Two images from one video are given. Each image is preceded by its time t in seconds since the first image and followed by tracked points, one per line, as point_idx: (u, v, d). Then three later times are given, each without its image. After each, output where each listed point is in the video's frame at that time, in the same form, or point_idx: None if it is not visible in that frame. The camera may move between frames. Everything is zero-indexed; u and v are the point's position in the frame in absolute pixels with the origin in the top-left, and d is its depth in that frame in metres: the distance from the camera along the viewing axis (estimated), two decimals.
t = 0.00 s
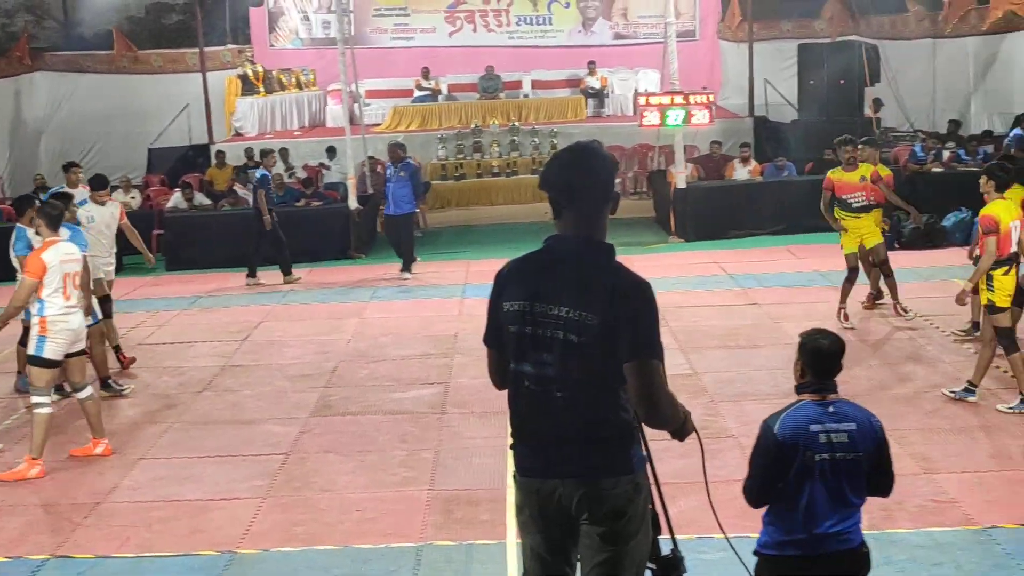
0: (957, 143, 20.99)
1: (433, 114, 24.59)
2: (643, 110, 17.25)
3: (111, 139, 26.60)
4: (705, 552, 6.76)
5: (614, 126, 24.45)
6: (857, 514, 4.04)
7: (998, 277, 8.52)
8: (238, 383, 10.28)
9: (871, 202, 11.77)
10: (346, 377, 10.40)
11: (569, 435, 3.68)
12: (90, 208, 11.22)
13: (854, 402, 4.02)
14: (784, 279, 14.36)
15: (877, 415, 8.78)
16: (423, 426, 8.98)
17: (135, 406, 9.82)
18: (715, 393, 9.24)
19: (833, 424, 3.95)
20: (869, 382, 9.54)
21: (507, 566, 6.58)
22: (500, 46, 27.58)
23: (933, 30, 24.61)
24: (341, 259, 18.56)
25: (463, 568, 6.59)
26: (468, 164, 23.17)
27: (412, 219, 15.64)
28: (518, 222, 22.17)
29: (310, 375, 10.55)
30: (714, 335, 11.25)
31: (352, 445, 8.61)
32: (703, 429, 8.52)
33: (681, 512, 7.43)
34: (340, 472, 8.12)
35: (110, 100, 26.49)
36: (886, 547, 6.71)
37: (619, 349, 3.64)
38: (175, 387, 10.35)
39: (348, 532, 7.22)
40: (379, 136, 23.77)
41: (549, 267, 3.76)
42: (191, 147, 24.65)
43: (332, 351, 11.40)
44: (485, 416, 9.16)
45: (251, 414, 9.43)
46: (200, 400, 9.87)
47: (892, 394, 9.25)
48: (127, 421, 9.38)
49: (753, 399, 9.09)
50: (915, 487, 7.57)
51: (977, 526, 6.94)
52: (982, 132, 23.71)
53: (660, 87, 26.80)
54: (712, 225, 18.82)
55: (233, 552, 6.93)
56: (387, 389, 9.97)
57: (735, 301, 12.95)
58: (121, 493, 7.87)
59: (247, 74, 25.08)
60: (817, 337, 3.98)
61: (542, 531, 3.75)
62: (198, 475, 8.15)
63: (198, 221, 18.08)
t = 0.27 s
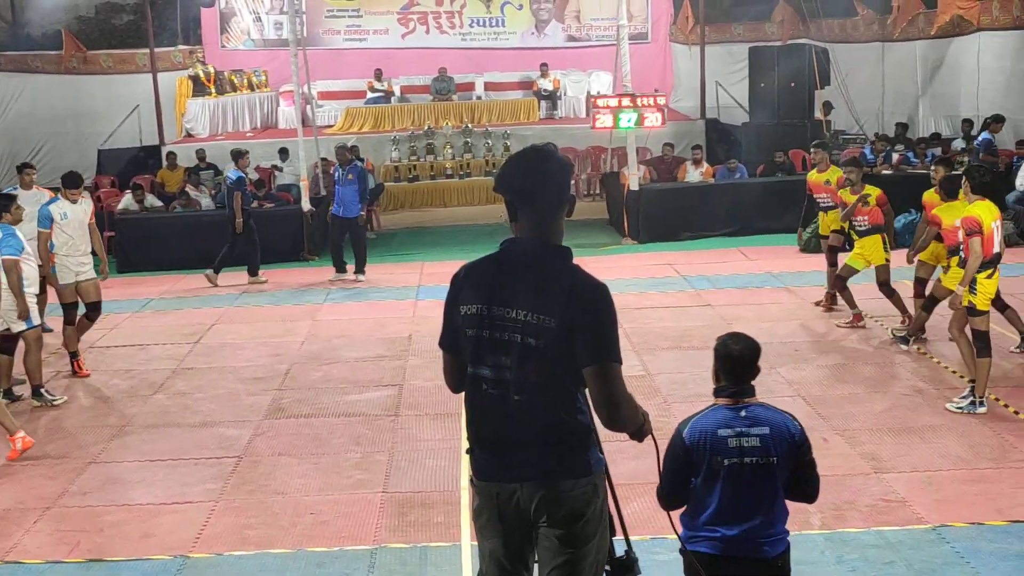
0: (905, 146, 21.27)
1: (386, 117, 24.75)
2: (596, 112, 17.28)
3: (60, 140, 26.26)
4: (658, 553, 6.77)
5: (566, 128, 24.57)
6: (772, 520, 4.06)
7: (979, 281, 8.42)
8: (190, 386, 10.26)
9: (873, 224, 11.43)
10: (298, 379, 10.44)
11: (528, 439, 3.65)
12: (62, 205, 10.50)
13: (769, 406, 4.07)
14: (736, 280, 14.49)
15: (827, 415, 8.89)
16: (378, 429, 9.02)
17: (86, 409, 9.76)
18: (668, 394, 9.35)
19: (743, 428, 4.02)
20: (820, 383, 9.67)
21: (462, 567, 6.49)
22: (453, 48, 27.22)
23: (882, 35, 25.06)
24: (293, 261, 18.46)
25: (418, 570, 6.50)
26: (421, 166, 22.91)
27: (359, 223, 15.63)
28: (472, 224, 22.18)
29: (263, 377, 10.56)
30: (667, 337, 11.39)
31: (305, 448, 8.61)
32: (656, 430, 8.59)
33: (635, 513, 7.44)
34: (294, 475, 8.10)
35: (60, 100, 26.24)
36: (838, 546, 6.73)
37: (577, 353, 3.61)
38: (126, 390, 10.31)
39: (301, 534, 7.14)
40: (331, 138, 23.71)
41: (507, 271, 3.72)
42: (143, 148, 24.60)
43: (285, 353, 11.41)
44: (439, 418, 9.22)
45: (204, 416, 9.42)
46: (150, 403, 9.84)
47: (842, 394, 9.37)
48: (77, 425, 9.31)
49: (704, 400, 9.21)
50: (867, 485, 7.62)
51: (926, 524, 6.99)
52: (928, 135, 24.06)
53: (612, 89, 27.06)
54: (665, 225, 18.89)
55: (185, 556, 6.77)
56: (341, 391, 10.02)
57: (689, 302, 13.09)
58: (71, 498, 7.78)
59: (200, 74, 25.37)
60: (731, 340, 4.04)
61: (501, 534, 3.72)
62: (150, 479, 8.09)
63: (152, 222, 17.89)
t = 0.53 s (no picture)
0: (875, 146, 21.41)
1: (358, 115, 24.55)
2: (568, 111, 17.32)
3: (30, 139, 26.51)
4: (630, 552, 6.76)
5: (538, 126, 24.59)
6: (708, 522, 4.09)
7: (986, 284, 8.28)
8: (162, 386, 10.22)
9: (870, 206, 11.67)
10: (270, 378, 10.42)
11: (503, 439, 3.57)
12: (64, 211, 9.94)
13: (703, 407, 4.09)
14: (708, 279, 14.52)
15: (799, 414, 8.93)
16: (350, 428, 9.02)
17: (56, 409, 9.70)
18: (640, 394, 9.39)
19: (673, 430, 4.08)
20: (793, 381, 9.71)
21: (434, 567, 6.47)
22: (424, 47, 27.21)
23: (852, 35, 25.35)
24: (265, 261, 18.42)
25: (390, 569, 6.47)
26: (393, 164, 22.95)
27: (322, 222, 15.62)
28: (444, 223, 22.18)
29: (235, 376, 10.53)
30: (640, 336, 11.44)
31: (277, 448, 8.60)
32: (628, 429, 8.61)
33: (606, 512, 7.45)
34: (266, 476, 8.07)
35: (29, 99, 26.42)
36: (809, 544, 6.76)
37: (552, 352, 3.54)
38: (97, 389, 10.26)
39: (273, 534, 7.10)
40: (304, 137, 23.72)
41: (481, 271, 3.64)
42: (112, 147, 24.63)
43: (257, 352, 11.38)
44: (411, 417, 9.23)
45: (175, 416, 9.39)
46: (120, 403, 9.80)
47: (813, 393, 9.42)
48: (47, 425, 9.26)
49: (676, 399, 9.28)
50: (838, 483, 7.65)
51: (896, 522, 7.03)
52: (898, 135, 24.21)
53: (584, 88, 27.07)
54: (637, 224, 18.94)
55: (155, 557, 6.71)
56: (313, 391, 10.00)
57: (662, 301, 13.12)
58: (40, 499, 7.71)
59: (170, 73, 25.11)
60: (664, 342, 4.09)
61: (477, 534, 3.64)
62: (120, 479, 8.05)
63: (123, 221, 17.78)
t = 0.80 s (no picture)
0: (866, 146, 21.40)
1: (349, 115, 24.52)
2: (559, 111, 17.33)
3: (20, 139, 26.50)
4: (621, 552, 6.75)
5: (528, 126, 24.64)
6: (681, 528, 4.12)
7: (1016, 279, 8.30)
8: (153, 386, 10.21)
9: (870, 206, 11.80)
10: (260, 378, 10.41)
11: (494, 438, 3.56)
12: (82, 210, 9.76)
13: (678, 413, 4.12)
14: (699, 279, 14.53)
15: (790, 414, 8.94)
16: (341, 428, 9.02)
17: (47, 408, 9.70)
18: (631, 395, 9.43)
19: (647, 434, 4.12)
20: (784, 381, 9.74)
21: (425, 567, 6.47)
22: (415, 47, 27.17)
23: (843, 35, 25.37)
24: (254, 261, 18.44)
25: (381, 569, 6.47)
26: (384, 164, 22.92)
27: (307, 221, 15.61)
28: (435, 223, 22.17)
29: (226, 376, 10.53)
30: (631, 336, 11.46)
31: (267, 448, 8.59)
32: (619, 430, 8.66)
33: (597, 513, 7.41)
34: (256, 476, 8.06)
35: (19, 99, 26.43)
36: (800, 544, 6.77)
37: (541, 352, 3.54)
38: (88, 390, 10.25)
39: (264, 534, 7.09)
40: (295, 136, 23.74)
41: (471, 272, 3.64)
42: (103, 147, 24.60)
43: (248, 352, 11.38)
44: (402, 417, 9.23)
45: (165, 416, 9.39)
46: (111, 403, 9.79)
47: (805, 393, 9.43)
48: (37, 425, 9.26)
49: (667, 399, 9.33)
50: (829, 483, 7.66)
51: (887, 522, 7.04)
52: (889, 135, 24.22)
53: (576, 89, 27.11)
54: (628, 225, 18.94)
55: (146, 557, 6.71)
56: (305, 391, 10.00)
57: (653, 301, 13.13)
58: (31, 499, 7.70)
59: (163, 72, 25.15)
60: (639, 345, 4.12)
61: (468, 533, 3.64)
62: (111, 479, 8.04)
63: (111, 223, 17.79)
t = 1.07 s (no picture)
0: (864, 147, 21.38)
1: (347, 115, 24.55)
2: (556, 112, 17.33)
3: (17, 139, 26.46)
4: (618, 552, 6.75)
5: (526, 127, 24.66)
6: (654, 538, 4.17)
7: None
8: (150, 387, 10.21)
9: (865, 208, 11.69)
10: (258, 379, 10.41)
11: (489, 437, 3.55)
12: (111, 223, 9.51)
13: (661, 424, 4.16)
14: (697, 280, 14.53)
15: (788, 414, 8.94)
16: (339, 429, 9.02)
17: (44, 409, 9.69)
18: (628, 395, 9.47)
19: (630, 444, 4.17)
20: (781, 382, 9.74)
21: (421, 567, 6.48)
22: (412, 47, 27.17)
23: (840, 36, 25.41)
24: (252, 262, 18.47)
25: (378, 569, 6.47)
26: (382, 165, 22.95)
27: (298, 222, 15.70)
28: (433, 224, 22.19)
29: (223, 377, 10.53)
30: (629, 336, 11.46)
31: (265, 449, 8.59)
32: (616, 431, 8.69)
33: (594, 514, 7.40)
34: (253, 476, 8.06)
35: (17, 99, 26.40)
36: (797, 544, 6.77)
37: (537, 352, 3.53)
38: (84, 391, 10.24)
39: (261, 535, 7.09)
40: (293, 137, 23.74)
41: (466, 272, 3.64)
42: (100, 147, 24.58)
43: (245, 353, 11.38)
44: (399, 418, 9.23)
45: (162, 417, 9.39)
46: (108, 404, 9.79)
47: (803, 393, 9.44)
48: (34, 425, 9.26)
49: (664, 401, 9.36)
50: (826, 484, 7.66)
51: (884, 522, 7.04)
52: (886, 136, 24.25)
53: (573, 90, 27.16)
54: (626, 226, 18.94)
55: (143, 558, 6.70)
56: (302, 391, 10.00)
57: (651, 302, 13.13)
58: (28, 500, 7.69)
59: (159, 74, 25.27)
60: (627, 354, 4.17)
61: (464, 534, 3.63)
62: (108, 480, 8.04)
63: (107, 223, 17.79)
